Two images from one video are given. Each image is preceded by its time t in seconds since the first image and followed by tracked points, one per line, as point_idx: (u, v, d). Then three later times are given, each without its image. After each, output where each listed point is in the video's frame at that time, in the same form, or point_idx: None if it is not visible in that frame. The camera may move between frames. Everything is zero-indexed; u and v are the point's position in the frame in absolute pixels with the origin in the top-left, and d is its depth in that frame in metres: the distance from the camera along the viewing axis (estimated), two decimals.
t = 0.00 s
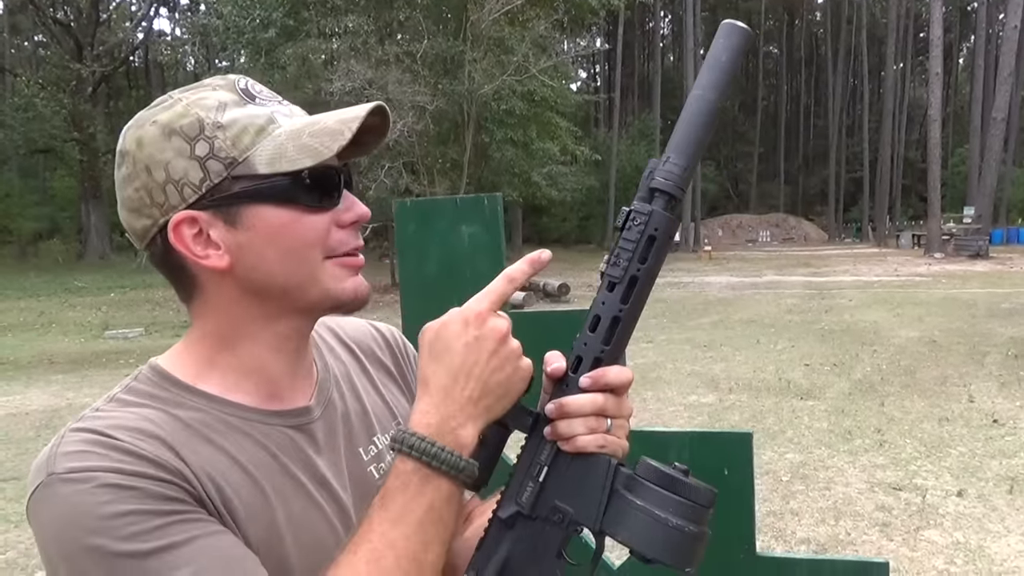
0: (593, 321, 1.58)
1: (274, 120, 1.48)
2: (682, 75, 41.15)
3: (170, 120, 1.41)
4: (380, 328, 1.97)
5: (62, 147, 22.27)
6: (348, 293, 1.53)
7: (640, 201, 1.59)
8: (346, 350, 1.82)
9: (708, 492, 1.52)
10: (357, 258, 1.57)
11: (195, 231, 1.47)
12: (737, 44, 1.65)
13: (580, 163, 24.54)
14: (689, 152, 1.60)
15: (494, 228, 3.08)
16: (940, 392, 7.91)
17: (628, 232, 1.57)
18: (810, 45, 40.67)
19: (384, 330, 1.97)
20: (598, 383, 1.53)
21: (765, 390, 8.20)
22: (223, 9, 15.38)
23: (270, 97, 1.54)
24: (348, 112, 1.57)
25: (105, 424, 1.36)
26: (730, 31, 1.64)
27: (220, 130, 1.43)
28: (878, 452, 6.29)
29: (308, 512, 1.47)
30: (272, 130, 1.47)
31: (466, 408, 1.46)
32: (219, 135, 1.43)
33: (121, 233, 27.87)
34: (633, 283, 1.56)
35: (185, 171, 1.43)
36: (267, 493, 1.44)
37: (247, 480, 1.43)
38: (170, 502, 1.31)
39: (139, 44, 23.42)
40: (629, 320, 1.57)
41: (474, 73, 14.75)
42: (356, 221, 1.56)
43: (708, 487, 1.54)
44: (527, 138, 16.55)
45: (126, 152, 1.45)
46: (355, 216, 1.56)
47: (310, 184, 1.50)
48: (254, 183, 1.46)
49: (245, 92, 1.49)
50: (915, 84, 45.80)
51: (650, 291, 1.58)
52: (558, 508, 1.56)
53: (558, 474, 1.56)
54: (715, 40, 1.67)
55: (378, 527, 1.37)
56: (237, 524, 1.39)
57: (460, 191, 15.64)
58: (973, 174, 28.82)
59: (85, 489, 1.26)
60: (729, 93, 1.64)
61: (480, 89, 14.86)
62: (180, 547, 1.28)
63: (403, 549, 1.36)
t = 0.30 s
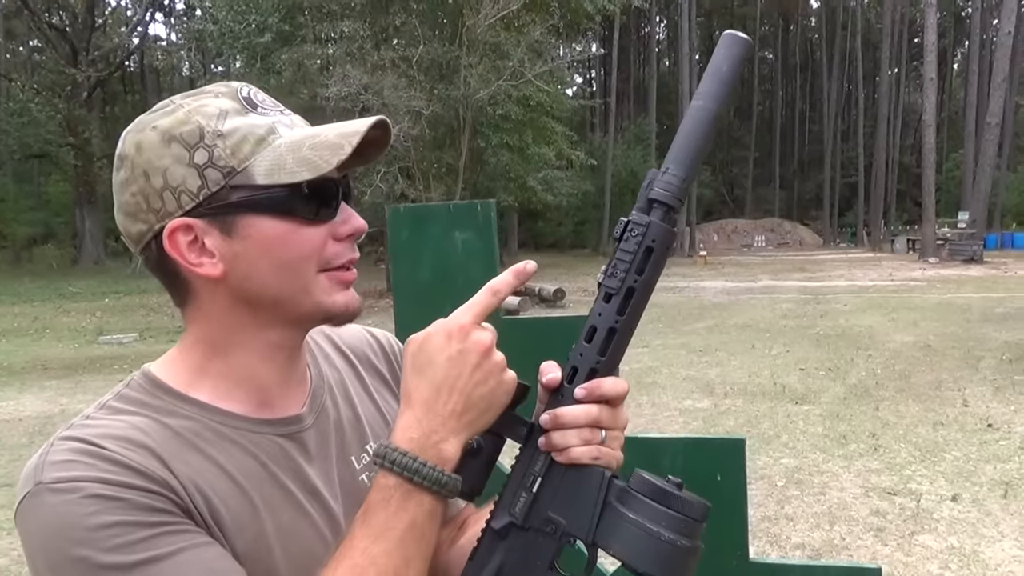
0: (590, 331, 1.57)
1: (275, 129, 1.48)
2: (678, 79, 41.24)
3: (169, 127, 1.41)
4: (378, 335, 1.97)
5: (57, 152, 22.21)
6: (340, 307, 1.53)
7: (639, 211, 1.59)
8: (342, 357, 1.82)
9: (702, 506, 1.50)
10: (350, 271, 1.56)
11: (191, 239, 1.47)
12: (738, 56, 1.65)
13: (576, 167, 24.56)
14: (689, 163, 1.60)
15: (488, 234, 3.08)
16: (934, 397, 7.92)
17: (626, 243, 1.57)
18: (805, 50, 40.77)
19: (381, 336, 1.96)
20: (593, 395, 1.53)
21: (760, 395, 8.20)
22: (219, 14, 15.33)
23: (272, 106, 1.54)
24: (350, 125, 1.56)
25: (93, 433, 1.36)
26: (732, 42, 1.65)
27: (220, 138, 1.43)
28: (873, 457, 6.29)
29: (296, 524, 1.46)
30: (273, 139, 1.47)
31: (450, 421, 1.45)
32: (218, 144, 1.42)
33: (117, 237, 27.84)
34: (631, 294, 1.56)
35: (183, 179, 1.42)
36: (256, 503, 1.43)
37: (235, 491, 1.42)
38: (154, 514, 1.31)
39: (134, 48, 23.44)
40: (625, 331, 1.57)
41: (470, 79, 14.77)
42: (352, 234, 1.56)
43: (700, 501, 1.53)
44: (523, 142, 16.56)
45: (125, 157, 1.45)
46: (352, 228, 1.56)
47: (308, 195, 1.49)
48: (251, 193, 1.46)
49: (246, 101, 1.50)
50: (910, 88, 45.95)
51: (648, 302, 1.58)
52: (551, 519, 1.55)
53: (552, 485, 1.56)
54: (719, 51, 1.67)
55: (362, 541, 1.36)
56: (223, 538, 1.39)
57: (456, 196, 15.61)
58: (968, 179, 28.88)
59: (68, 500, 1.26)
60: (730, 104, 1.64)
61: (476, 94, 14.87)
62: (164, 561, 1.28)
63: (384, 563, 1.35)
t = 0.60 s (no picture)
0: (594, 332, 1.58)
1: (275, 124, 1.47)
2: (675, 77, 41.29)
3: (167, 123, 1.40)
4: (378, 330, 1.96)
5: (53, 149, 22.15)
6: (338, 303, 1.52)
7: (644, 211, 1.59)
8: (342, 353, 1.81)
9: (704, 509, 1.49)
10: (351, 267, 1.55)
11: (190, 237, 1.46)
12: (746, 54, 1.65)
13: (573, 165, 24.58)
14: (695, 164, 1.60)
15: (486, 232, 3.07)
16: (931, 395, 7.93)
17: (631, 243, 1.57)
18: (802, 48, 40.77)
19: (381, 332, 1.95)
20: (596, 395, 1.52)
21: (757, 392, 8.20)
22: (215, 11, 15.28)
23: (272, 101, 1.54)
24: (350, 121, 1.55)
25: (91, 431, 1.35)
26: (740, 42, 1.64)
27: (219, 135, 1.41)
28: (869, 455, 6.30)
29: (296, 522, 1.46)
30: (273, 136, 1.46)
31: (449, 426, 1.45)
32: (218, 141, 1.41)
33: (114, 235, 27.83)
34: (635, 295, 1.56)
35: (182, 175, 1.41)
36: (254, 501, 1.42)
37: (234, 489, 1.42)
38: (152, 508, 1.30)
39: (130, 45, 23.41)
40: (629, 332, 1.57)
41: (467, 76, 14.72)
42: (354, 230, 1.55)
43: (704, 502, 1.51)
44: (520, 140, 16.55)
45: (123, 153, 1.44)
46: (354, 224, 1.55)
47: (309, 192, 1.48)
48: (251, 190, 1.45)
49: (245, 96, 1.48)
50: (907, 86, 45.97)
51: (651, 303, 1.58)
52: (552, 519, 1.55)
53: (554, 486, 1.55)
54: (725, 49, 1.67)
55: (359, 543, 1.36)
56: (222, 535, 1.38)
57: (453, 193, 15.58)
58: (965, 178, 28.91)
59: (63, 496, 1.25)
60: (734, 105, 1.64)
61: (474, 91, 14.81)
62: (163, 558, 1.27)
63: (384, 565, 1.36)
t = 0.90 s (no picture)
0: (601, 333, 1.61)
1: (286, 122, 1.48)
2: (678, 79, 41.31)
3: (180, 119, 1.42)
4: (388, 328, 1.96)
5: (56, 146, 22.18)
6: (343, 307, 1.51)
7: (647, 216, 1.64)
8: (350, 351, 1.81)
9: (711, 506, 1.51)
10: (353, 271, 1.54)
11: (198, 231, 1.46)
12: (745, 68, 1.71)
13: (576, 166, 24.60)
14: (697, 171, 1.65)
15: (490, 232, 3.06)
16: (932, 398, 7.93)
17: (637, 248, 1.62)
18: (805, 51, 40.79)
19: (392, 331, 1.95)
20: (604, 396, 1.53)
21: (758, 395, 8.21)
22: (219, 9, 15.28)
23: (284, 99, 1.55)
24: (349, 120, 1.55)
25: (91, 435, 1.35)
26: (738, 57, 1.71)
27: (229, 132, 1.42)
28: (870, 458, 6.30)
29: (294, 529, 1.44)
30: (285, 133, 1.47)
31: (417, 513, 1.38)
32: (227, 138, 1.42)
33: (115, 232, 27.87)
34: (641, 297, 1.60)
35: (192, 170, 1.42)
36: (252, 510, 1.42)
37: (230, 498, 1.41)
38: (130, 544, 1.30)
39: (134, 42, 23.45)
40: (635, 334, 1.60)
41: (470, 76, 14.71)
42: (361, 232, 1.54)
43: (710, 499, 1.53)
44: (523, 141, 16.57)
45: (136, 146, 1.45)
46: (362, 224, 1.54)
47: (319, 189, 1.48)
48: (260, 187, 1.45)
49: (259, 94, 1.50)
50: (910, 90, 45.98)
51: (657, 305, 1.62)
52: (560, 518, 1.53)
53: (563, 486, 1.54)
54: (724, 63, 1.74)
55: None
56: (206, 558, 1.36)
57: (455, 193, 15.60)
58: (968, 182, 28.92)
59: (49, 512, 1.25)
60: (736, 116, 1.71)
61: (477, 92, 14.85)
62: None
63: None
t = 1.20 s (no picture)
0: (594, 328, 1.61)
1: (281, 127, 1.48)
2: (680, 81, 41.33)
3: (179, 123, 1.44)
4: (397, 335, 1.95)
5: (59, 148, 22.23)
6: (329, 321, 1.46)
7: (636, 213, 1.64)
8: (360, 359, 1.81)
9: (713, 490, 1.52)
10: (341, 285, 1.49)
11: (190, 234, 1.46)
12: (728, 61, 1.71)
13: (578, 168, 24.59)
14: (684, 164, 1.64)
15: (492, 233, 3.07)
16: (935, 400, 7.93)
17: (626, 244, 1.62)
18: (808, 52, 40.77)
19: (401, 337, 1.94)
20: (600, 388, 1.53)
21: (761, 396, 8.20)
22: (222, 10, 15.29)
23: (291, 102, 1.56)
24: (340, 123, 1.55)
25: (91, 448, 1.35)
26: (721, 53, 1.70)
27: (221, 135, 1.43)
28: (873, 460, 6.29)
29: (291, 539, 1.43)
30: (277, 139, 1.47)
31: None
32: (218, 142, 1.43)
33: (119, 233, 27.91)
34: (632, 291, 1.61)
35: (185, 173, 1.43)
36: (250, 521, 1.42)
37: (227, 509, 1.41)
38: (118, 563, 1.29)
39: (136, 44, 23.47)
40: (626, 328, 1.61)
41: (472, 78, 14.75)
42: (353, 244, 1.51)
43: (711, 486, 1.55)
44: (525, 143, 16.58)
45: (142, 150, 1.47)
46: (353, 237, 1.51)
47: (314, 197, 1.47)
48: (246, 193, 1.44)
49: (260, 99, 1.50)
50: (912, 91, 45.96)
51: (648, 298, 1.63)
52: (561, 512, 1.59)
53: (562, 478, 1.58)
54: (707, 58, 1.72)
55: None
56: None
57: (458, 195, 15.62)
58: (970, 184, 28.92)
59: (42, 527, 1.26)
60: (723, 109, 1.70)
61: (479, 94, 14.87)
62: None
63: None
